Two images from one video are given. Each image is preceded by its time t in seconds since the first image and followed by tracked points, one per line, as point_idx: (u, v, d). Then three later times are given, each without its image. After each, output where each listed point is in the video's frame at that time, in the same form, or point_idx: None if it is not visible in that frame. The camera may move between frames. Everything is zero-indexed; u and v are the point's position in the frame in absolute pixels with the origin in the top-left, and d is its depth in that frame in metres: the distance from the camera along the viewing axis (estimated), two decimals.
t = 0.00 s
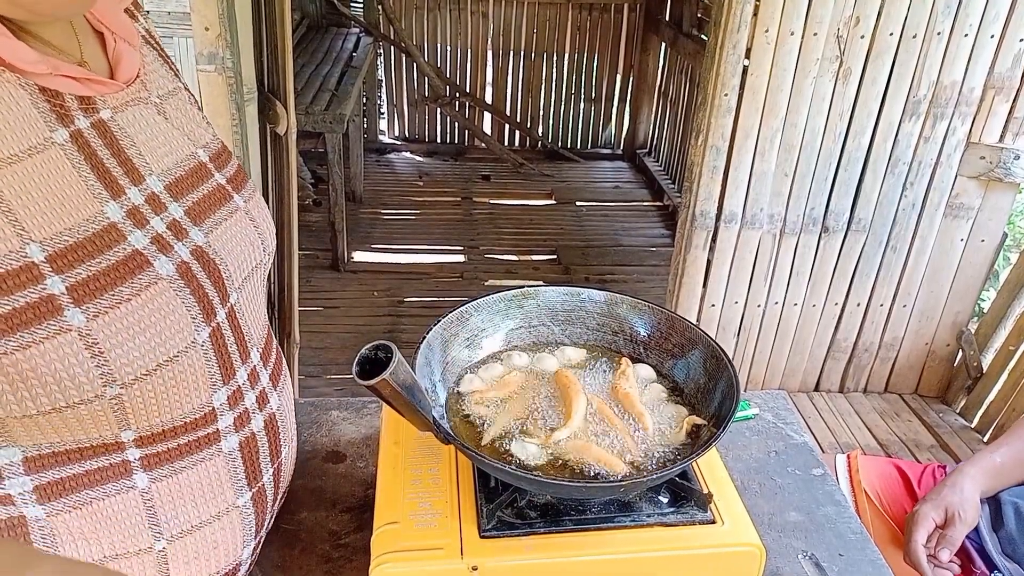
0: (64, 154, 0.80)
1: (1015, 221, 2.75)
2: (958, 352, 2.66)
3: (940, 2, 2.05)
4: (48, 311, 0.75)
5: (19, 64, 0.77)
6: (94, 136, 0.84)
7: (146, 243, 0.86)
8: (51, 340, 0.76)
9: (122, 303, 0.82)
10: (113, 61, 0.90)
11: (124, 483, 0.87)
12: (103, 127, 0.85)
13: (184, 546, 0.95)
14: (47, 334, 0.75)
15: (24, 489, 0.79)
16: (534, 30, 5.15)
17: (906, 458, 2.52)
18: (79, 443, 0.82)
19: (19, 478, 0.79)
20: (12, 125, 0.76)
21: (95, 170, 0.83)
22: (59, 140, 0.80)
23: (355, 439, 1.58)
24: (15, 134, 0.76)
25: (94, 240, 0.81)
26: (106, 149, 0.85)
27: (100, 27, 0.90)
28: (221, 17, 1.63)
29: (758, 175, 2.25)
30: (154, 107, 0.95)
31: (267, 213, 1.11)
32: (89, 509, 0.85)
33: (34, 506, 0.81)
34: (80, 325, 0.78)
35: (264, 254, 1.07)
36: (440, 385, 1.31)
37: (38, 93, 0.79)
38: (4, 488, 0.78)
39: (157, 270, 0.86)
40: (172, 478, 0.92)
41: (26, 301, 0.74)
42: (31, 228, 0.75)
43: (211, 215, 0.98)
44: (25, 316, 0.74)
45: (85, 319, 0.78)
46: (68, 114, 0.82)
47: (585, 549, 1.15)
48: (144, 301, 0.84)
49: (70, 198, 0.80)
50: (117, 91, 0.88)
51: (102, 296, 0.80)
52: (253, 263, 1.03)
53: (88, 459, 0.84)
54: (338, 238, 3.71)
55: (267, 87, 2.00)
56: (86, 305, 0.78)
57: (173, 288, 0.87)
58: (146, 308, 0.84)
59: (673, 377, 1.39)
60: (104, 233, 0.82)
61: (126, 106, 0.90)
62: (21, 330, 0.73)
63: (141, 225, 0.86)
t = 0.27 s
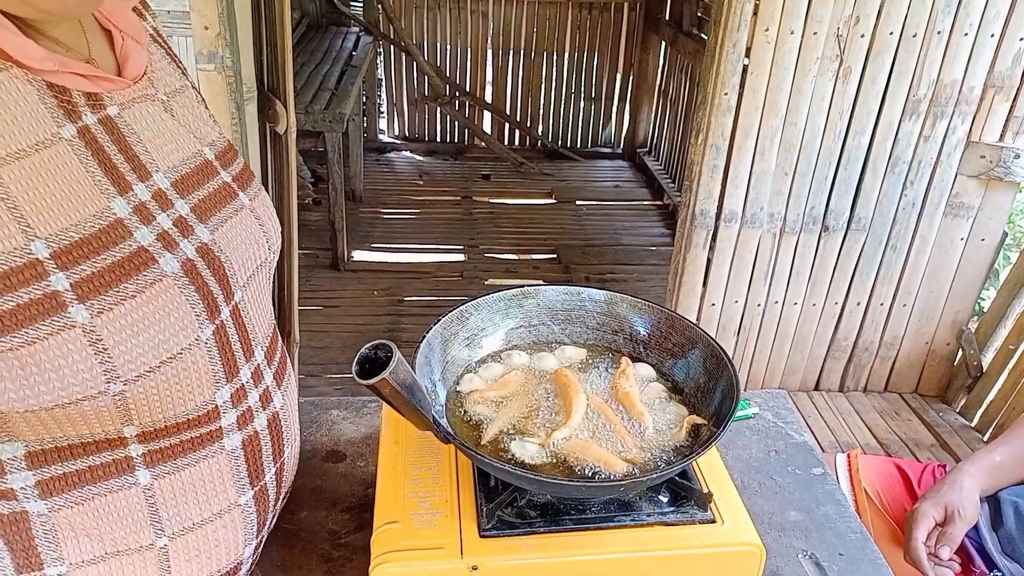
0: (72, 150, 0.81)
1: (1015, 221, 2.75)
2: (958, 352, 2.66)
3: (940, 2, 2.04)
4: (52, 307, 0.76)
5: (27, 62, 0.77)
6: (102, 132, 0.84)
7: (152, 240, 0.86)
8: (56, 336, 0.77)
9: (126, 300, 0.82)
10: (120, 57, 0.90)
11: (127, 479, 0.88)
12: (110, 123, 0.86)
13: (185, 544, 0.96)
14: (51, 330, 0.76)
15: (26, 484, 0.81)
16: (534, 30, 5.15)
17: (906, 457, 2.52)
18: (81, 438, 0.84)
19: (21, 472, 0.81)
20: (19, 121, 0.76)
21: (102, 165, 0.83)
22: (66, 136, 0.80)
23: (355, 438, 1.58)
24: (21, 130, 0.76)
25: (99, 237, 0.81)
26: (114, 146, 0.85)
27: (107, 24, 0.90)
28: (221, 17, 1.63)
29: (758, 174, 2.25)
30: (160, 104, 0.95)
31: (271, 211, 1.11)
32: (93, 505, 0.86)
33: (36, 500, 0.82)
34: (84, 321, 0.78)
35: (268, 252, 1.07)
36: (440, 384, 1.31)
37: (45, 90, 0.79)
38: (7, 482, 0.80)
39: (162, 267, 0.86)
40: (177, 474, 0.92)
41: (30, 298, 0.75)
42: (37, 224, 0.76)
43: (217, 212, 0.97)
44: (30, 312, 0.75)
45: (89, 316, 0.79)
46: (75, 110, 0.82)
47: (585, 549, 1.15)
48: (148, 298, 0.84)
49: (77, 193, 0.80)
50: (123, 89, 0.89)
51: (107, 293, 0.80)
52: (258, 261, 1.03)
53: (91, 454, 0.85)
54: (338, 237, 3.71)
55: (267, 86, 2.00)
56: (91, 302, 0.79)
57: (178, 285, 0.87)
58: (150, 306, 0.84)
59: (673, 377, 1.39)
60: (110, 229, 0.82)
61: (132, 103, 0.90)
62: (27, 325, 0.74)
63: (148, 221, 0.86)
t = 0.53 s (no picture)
0: (77, 151, 0.81)
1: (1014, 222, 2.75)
2: (958, 353, 2.66)
3: (940, 2, 2.04)
4: (53, 309, 0.77)
5: (33, 62, 0.77)
6: (107, 133, 0.85)
7: (155, 242, 0.86)
8: (58, 337, 0.77)
9: (128, 302, 0.82)
10: (128, 58, 0.91)
11: (130, 476, 0.88)
12: (115, 124, 0.86)
13: (188, 540, 0.95)
14: (53, 331, 0.77)
15: (29, 479, 0.82)
16: (534, 30, 5.15)
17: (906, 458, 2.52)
18: (84, 432, 0.85)
19: (24, 468, 0.82)
20: (24, 122, 0.76)
21: (108, 167, 0.84)
22: (72, 137, 0.81)
23: (355, 438, 1.58)
24: (27, 132, 0.77)
25: (103, 239, 0.81)
26: (120, 147, 0.86)
27: (116, 24, 0.90)
28: (221, 16, 1.63)
29: (758, 174, 2.25)
30: (167, 105, 0.96)
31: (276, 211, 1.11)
32: (96, 500, 0.87)
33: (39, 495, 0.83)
34: (85, 323, 0.78)
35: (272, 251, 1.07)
36: (440, 385, 1.31)
37: (51, 91, 0.79)
38: (10, 477, 0.81)
39: (164, 269, 0.86)
40: (182, 470, 0.93)
41: (33, 300, 0.75)
42: (41, 226, 0.76)
43: (221, 213, 0.97)
44: (33, 314, 0.75)
45: (91, 318, 0.79)
46: (81, 111, 0.82)
47: (586, 550, 1.15)
48: (151, 300, 0.84)
49: (82, 194, 0.80)
50: (131, 89, 0.89)
51: (109, 296, 0.80)
52: (261, 261, 1.03)
53: (94, 450, 0.86)
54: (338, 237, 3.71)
55: (267, 86, 2.00)
56: (92, 304, 0.79)
57: (181, 287, 0.87)
58: (152, 308, 0.84)
59: (672, 377, 1.39)
60: (114, 231, 0.82)
61: (139, 104, 0.90)
62: (30, 327, 0.75)
63: (151, 222, 0.86)
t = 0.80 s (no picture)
0: (73, 151, 0.81)
1: (1014, 222, 2.75)
2: (958, 352, 2.66)
3: (941, 2, 2.05)
4: (47, 307, 0.77)
5: (31, 62, 0.77)
6: (104, 134, 0.85)
7: (151, 242, 0.86)
8: (51, 335, 0.77)
9: (122, 301, 0.82)
10: (128, 59, 0.91)
11: (118, 476, 0.89)
12: (112, 125, 0.86)
13: (176, 543, 0.96)
14: (46, 329, 0.77)
15: (19, 476, 0.82)
16: (534, 30, 5.15)
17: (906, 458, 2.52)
18: (75, 433, 0.85)
19: (14, 465, 0.82)
20: (20, 122, 0.77)
21: (104, 167, 0.84)
22: (68, 137, 0.81)
23: (355, 439, 1.58)
24: (22, 132, 0.77)
25: (98, 238, 0.81)
26: (117, 148, 0.86)
27: (116, 26, 0.90)
28: (221, 17, 1.63)
29: (758, 174, 2.25)
30: (165, 106, 0.96)
31: (276, 212, 1.11)
32: (85, 500, 0.87)
33: (28, 493, 0.83)
34: (79, 322, 0.79)
35: (273, 252, 1.07)
36: (440, 385, 1.31)
37: (48, 91, 0.80)
38: None
39: (160, 268, 0.86)
40: (170, 472, 0.93)
41: (27, 297, 0.75)
42: (36, 224, 0.77)
43: (220, 214, 0.97)
44: (27, 310, 0.75)
45: (85, 317, 0.79)
46: (78, 111, 0.83)
47: (583, 551, 1.15)
48: (144, 299, 0.84)
49: (78, 194, 0.81)
50: (130, 90, 0.89)
51: (103, 294, 0.80)
52: (261, 262, 1.03)
53: (84, 449, 0.86)
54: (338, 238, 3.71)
55: (267, 87, 2.00)
56: (86, 302, 0.79)
57: (176, 287, 0.87)
58: (146, 307, 0.84)
59: (673, 378, 1.40)
60: (110, 230, 0.83)
61: (137, 105, 0.90)
62: (24, 323, 0.75)
63: (148, 222, 0.86)
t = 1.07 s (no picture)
0: (77, 150, 0.81)
1: (1014, 221, 2.75)
2: (958, 352, 2.66)
3: (940, 2, 2.05)
4: (57, 303, 0.77)
5: (34, 60, 0.77)
6: (107, 133, 0.85)
7: (155, 239, 0.86)
8: (61, 331, 0.77)
9: (130, 297, 0.82)
10: (127, 59, 0.91)
11: (125, 474, 0.88)
12: (115, 124, 0.86)
13: (183, 539, 0.96)
14: (57, 325, 0.77)
15: (27, 474, 0.81)
16: (534, 30, 5.15)
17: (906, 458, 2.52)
18: (83, 431, 0.84)
19: (23, 463, 0.81)
20: (26, 120, 0.77)
21: (107, 165, 0.84)
22: (72, 136, 0.81)
23: (355, 439, 1.58)
24: (28, 130, 0.77)
25: (103, 235, 0.81)
26: (119, 147, 0.86)
27: (116, 27, 0.90)
28: (221, 17, 1.63)
29: (758, 174, 2.25)
30: (165, 105, 0.96)
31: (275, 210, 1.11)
32: (91, 498, 0.86)
33: (36, 492, 0.82)
34: (89, 317, 0.79)
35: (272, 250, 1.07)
36: (440, 385, 1.31)
37: (51, 90, 0.80)
38: (8, 472, 0.80)
39: (165, 264, 0.86)
40: (175, 469, 0.92)
41: (38, 293, 0.75)
42: (44, 221, 0.77)
43: (220, 212, 0.97)
44: (37, 306, 0.75)
45: (94, 312, 0.79)
46: (81, 110, 0.83)
47: (585, 550, 1.15)
48: (151, 295, 0.84)
49: (81, 192, 0.81)
50: (129, 90, 0.89)
51: (111, 289, 0.80)
52: (261, 260, 1.03)
53: (90, 447, 0.85)
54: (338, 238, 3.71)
55: (267, 87, 2.00)
56: (96, 298, 0.79)
57: (182, 282, 0.87)
58: (153, 302, 0.84)
59: (672, 377, 1.39)
60: (114, 228, 0.83)
61: (138, 104, 0.91)
62: (35, 319, 0.75)
63: (151, 220, 0.87)
